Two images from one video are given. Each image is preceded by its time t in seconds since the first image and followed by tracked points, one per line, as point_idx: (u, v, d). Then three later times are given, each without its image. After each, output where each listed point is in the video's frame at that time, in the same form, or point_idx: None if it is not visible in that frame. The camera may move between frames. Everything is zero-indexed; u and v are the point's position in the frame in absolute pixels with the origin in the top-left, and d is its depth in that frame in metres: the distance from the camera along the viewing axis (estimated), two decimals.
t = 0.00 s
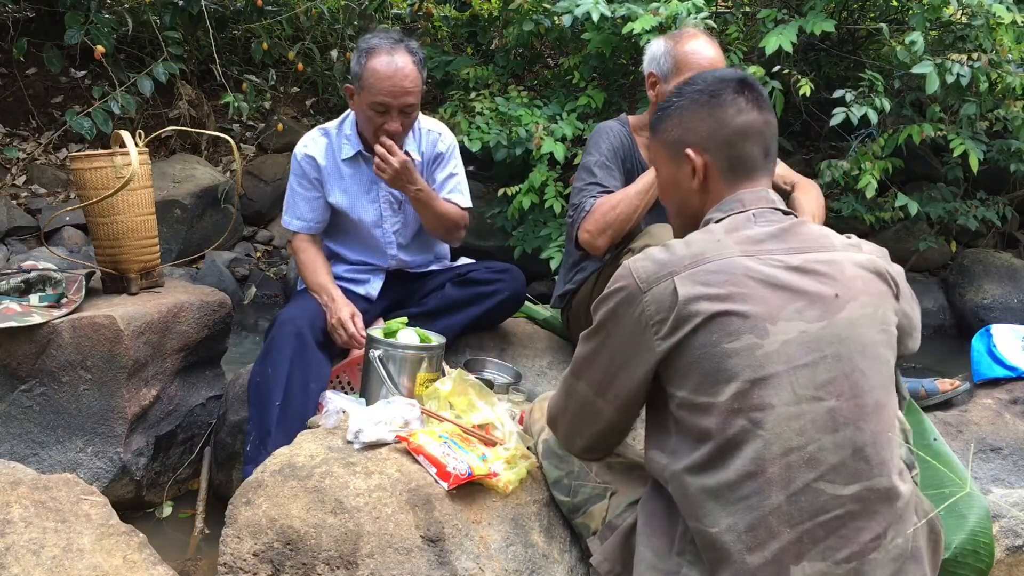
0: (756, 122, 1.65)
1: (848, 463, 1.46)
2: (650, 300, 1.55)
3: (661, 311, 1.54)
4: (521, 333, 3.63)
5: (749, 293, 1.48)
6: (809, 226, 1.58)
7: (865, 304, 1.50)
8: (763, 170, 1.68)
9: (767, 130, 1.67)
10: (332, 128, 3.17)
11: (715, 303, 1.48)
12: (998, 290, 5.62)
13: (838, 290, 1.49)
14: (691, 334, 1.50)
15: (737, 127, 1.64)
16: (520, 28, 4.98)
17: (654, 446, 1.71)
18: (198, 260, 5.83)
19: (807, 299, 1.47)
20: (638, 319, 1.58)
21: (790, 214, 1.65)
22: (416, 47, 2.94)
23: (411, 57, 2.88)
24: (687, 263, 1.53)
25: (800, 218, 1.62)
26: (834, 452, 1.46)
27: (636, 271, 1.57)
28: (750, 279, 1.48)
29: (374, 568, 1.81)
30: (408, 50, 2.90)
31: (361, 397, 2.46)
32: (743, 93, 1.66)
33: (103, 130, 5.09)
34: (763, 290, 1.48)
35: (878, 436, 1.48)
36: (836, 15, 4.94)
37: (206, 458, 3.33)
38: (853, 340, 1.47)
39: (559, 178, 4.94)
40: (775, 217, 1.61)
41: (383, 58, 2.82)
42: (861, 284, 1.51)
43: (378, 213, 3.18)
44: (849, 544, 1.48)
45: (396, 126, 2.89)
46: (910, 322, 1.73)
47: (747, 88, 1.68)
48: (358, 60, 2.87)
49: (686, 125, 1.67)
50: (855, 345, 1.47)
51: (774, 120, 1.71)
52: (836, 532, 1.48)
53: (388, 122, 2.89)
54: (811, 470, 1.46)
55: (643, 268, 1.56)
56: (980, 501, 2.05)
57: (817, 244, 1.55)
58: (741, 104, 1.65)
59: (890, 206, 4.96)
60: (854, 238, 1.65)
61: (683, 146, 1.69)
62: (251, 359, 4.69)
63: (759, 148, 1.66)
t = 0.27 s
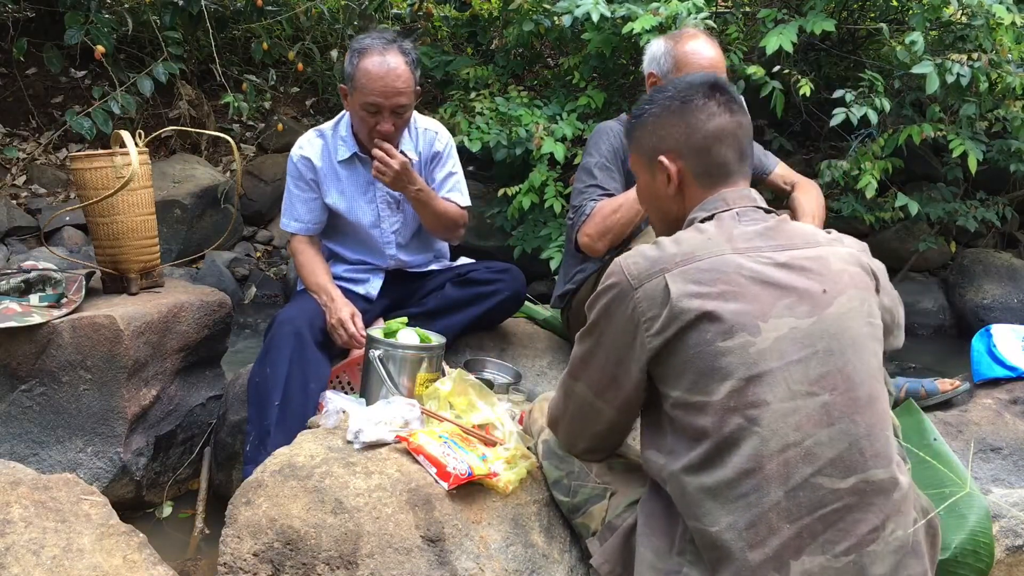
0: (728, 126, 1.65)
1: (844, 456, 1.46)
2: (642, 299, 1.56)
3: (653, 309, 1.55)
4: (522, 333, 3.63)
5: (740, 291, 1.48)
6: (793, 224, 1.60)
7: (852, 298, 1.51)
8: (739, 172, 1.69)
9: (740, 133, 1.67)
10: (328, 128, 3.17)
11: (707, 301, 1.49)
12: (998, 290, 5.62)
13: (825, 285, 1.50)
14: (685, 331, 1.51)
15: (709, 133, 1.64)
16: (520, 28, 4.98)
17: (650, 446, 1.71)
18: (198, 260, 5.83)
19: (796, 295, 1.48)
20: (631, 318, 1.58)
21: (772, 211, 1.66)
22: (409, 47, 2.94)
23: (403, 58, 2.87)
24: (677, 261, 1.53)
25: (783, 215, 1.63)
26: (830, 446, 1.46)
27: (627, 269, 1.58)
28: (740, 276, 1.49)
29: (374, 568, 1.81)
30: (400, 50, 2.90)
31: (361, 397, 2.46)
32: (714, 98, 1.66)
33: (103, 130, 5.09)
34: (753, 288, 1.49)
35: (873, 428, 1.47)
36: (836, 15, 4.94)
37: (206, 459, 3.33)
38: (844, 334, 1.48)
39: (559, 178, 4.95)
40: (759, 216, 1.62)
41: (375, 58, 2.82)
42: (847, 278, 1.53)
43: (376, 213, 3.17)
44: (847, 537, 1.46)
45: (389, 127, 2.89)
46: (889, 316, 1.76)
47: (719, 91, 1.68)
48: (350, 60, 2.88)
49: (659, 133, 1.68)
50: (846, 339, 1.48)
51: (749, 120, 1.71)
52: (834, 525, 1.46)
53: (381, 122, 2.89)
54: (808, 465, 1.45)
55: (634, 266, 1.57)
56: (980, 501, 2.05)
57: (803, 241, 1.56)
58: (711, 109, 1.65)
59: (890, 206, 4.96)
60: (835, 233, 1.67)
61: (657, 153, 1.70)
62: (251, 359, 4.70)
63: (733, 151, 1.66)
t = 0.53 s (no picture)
0: (676, 143, 1.75)
1: (834, 434, 1.52)
2: (626, 291, 1.62)
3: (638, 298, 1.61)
4: (522, 333, 3.63)
5: (719, 281, 1.57)
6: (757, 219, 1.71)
7: (817, 285, 1.62)
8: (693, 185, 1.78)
9: (691, 148, 1.76)
10: (327, 129, 3.16)
11: (690, 290, 1.56)
12: (998, 290, 5.62)
13: (793, 273, 1.61)
14: (672, 319, 1.57)
15: (655, 151, 1.75)
16: (520, 28, 4.99)
17: (642, 437, 1.74)
18: (198, 260, 5.83)
19: (770, 283, 1.58)
20: (617, 308, 1.64)
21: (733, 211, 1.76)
22: (405, 45, 2.94)
23: (400, 57, 2.87)
24: (658, 253, 1.60)
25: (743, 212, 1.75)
26: (820, 423, 1.52)
27: (610, 262, 1.64)
28: (718, 267, 1.58)
29: (374, 568, 1.81)
30: (396, 48, 2.90)
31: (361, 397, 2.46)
32: (664, 115, 1.76)
33: (103, 130, 5.09)
34: (730, 277, 1.58)
35: (854, 405, 1.56)
36: (836, 15, 4.94)
37: (206, 459, 3.32)
38: (816, 317, 1.58)
39: (559, 178, 4.94)
40: (726, 212, 1.71)
41: (371, 58, 2.83)
42: (810, 267, 1.64)
43: (376, 214, 3.18)
44: (844, 513, 1.51)
45: (388, 126, 2.89)
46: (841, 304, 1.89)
47: (669, 106, 1.77)
48: (347, 60, 2.88)
49: (612, 152, 1.80)
50: (819, 321, 1.58)
51: (704, 133, 1.79)
52: (833, 501, 1.51)
53: (379, 121, 2.88)
54: (803, 442, 1.51)
55: (616, 258, 1.64)
56: (980, 501, 2.05)
57: (770, 235, 1.67)
58: (660, 126, 1.75)
59: (890, 206, 4.95)
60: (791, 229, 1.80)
61: (611, 171, 1.82)
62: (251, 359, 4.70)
63: (684, 166, 1.76)
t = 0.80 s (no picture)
0: (638, 168, 1.88)
1: (823, 404, 1.65)
2: (621, 274, 1.72)
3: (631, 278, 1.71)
4: (522, 333, 3.63)
5: (705, 266, 1.71)
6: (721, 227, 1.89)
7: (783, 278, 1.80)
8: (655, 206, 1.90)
9: (652, 173, 1.88)
10: (330, 129, 3.16)
11: (681, 273, 1.69)
12: (998, 290, 5.62)
13: (763, 267, 1.78)
14: (664, 298, 1.68)
15: (618, 175, 1.88)
16: (520, 28, 4.99)
17: (636, 425, 1.83)
18: (198, 260, 5.83)
19: (746, 272, 1.74)
20: (612, 292, 1.73)
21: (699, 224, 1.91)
22: (408, 46, 2.94)
23: (403, 58, 2.88)
24: (649, 241, 1.73)
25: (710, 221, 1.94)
26: (811, 395, 1.64)
27: (603, 249, 1.75)
28: (703, 254, 1.72)
29: (374, 568, 1.81)
30: (399, 49, 2.90)
31: (361, 396, 2.46)
32: (627, 141, 1.89)
33: (103, 130, 5.09)
34: (714, 264, 1.72)
35: (831, 383, 1.70)
36: (836, 15, 4.95)
37: (207, 458, 3.32)
38: (787, 305, 1.74)
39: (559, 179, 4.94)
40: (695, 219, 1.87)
41: (373, 58, 2.83)
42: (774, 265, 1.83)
43: (377, 217, 3.19)
44: (847, 478, 1.61)
45: (391, 126, 2.88)
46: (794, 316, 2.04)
47: (632, 134, 1.91)
48: (349, 61, 2.88)
49: (579, 176, 1.94)
50: (791, 309, 1.74)
51: (665, 159, 1.92)
52: (836, 468, 1.60)
53: (381, 122, 2.88)
54: (799, 411, 1.62)
55: (610, 244, 1.75)
56: (980, 502, 2.05)
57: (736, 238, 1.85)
58: (624, 152, 1.88)
59: (890, 206, 4.94)
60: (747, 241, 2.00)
61: (578, 194, 1.95)
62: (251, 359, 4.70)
63: (646, 189, 1.88)
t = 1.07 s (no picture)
0: (623, 178, 1.89)
1: (809, 393, 1.70)
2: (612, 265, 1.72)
3: (623, 265, 1.72)
4: (522, 333, 3.63)
5: (692, 258, 1.74)
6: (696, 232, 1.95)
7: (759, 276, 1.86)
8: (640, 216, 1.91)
9: (636, 184, 1.90)
10: (339, 132, 3.13)
11: (671, 264, 1.72)
12: (998, 290, 5.62)
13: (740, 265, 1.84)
14: (657, 287, 1.69)
15: (604, 185, 1.89)
16: (520, 28, 4.99)
17: (624, 417, 1.81)
18: (198, 260, 5.83)
19: (728, 267, 1.79)
20: (605, 282, 1.73)
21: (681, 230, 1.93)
22: (420, 56, 2.91)
23: (415, 67, 2.85)
24: (637, 234, 1.76)
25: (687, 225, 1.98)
26: (797, 381, 1.70)
27: (594, 242, 1.76)
28: (689, 247, 1.76)
29: (373, 568, 1.81)
30: (411, 59, 2.87)
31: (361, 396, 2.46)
32: (612, 152, 1.91)
33: (103, 130, 5.10)
34: (699, 256, 1.76)
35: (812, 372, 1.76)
36: (836, 15, 4.95)
37: (207, 458, 3.33)
38: (766, 300, 1.80)
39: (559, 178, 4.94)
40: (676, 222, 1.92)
41: (384, 67, 2.80)
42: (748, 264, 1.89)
43: (383, 222, 3.19)
44: (837, 460, 1.66)
45: (399, 136, 2.88)
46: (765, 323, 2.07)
47: (617, 145, 1.92)
48: (360, 68, 2.85)
49: (565, 188, 1.94)
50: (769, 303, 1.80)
51: (649, 170, 1.95)
52: (827, 453, 1.65)
53: (389, 131, 2.87)
54: (788, 398, 1.67)
55: (600, 237, 1.76)
56: (980, 502, 2.05)
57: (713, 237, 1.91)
58: (608, 164, 1.89)
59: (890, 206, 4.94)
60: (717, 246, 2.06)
61: (564, 206, 1.96)
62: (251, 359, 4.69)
63: (630, 199, 1.89)
